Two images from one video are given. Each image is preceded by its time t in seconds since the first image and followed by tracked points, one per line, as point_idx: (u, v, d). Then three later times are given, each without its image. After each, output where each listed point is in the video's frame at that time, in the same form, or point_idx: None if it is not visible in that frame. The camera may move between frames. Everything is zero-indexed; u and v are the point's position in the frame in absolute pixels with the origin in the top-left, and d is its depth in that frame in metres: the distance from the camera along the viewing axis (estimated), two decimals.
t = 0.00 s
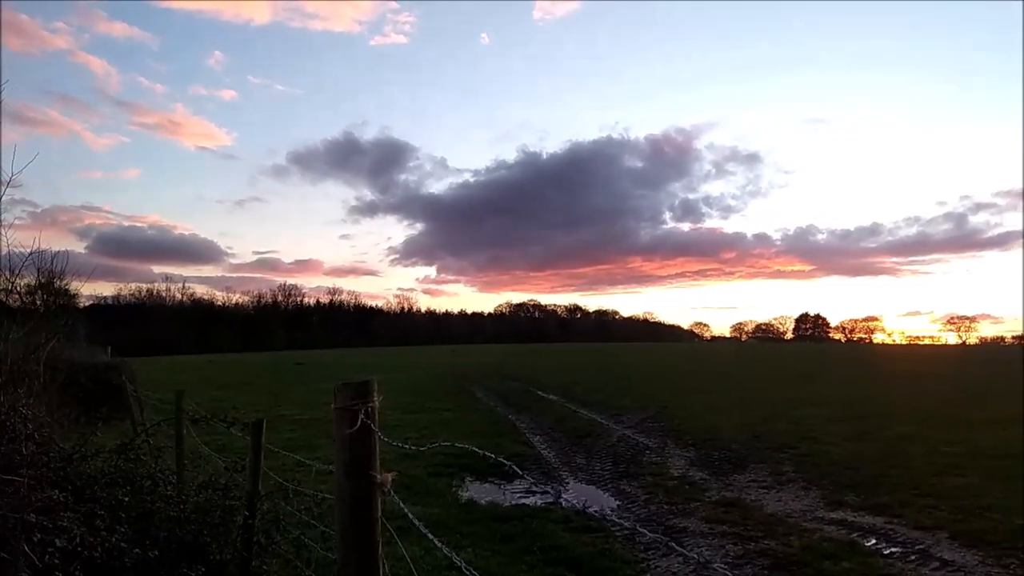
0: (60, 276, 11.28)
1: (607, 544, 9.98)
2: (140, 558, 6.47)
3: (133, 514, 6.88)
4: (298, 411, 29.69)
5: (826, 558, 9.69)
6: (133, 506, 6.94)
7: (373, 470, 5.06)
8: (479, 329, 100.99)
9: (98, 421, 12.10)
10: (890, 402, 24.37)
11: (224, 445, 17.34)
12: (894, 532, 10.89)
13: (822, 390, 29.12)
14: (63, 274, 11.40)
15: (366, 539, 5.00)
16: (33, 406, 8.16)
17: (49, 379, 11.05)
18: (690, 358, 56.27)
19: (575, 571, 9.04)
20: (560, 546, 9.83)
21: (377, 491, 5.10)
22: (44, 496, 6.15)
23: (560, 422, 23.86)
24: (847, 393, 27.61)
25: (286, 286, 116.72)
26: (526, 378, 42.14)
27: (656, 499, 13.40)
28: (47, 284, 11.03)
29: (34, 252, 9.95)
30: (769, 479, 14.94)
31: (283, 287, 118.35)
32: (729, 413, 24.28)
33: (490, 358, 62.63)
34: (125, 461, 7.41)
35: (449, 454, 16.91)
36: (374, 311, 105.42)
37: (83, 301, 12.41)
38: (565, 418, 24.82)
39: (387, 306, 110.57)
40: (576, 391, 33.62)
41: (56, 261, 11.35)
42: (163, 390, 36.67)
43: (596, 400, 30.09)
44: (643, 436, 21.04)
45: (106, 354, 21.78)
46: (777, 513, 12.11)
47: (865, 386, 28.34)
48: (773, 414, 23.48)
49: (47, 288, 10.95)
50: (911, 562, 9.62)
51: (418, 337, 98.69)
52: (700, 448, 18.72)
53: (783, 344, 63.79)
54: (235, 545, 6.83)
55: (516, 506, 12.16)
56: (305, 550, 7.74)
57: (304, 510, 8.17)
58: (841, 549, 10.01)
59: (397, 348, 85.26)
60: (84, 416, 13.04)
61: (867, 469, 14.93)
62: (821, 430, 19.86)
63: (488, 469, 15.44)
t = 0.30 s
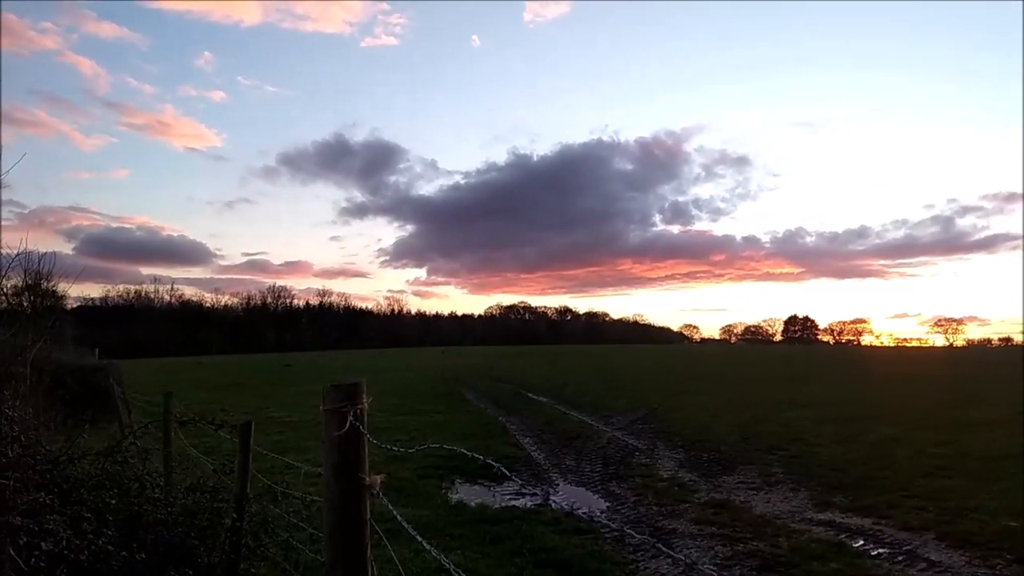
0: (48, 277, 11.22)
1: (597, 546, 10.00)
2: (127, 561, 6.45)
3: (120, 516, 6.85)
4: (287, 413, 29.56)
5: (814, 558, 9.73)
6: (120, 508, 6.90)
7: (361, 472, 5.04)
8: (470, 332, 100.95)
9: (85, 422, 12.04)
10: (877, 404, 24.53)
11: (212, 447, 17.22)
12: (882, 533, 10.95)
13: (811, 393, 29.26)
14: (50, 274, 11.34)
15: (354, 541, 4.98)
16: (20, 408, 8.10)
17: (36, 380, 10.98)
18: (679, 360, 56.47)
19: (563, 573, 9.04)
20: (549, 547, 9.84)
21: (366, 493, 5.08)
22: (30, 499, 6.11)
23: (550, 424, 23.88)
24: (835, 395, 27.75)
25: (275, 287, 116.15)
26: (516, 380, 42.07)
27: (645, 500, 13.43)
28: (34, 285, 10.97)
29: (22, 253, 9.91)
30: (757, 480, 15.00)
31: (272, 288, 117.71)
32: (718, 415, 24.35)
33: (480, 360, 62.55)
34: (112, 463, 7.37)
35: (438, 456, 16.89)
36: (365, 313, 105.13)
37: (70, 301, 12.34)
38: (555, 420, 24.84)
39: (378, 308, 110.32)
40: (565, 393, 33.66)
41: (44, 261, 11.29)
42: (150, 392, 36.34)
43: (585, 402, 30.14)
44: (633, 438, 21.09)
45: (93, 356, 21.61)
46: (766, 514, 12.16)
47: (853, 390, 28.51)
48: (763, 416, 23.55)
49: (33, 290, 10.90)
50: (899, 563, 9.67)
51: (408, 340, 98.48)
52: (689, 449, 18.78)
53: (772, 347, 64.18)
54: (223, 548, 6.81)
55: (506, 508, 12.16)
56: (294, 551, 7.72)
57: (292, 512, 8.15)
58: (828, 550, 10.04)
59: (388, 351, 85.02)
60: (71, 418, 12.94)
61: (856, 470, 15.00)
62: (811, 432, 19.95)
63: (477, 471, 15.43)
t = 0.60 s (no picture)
0: (34, 278, 11.12)
1: (586, 547, 10.00)
2: (113, 564, 6.39)
3: (106, 520, 6.77)
4: (276, 415, 29.36)
5: (802, 559, 9.75)
6: (106, 511, 6.84)
7: (348, 473, 5.03)
8: (461, 333, 100.82)
9: (70, 424, 11.91)
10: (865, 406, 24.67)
11: (199, 450, 17.07)
12: (870, 533, 11.00)
13: (799, 394, 29.38)
14: (35, 275, 11.22)
15: (342, 542, 4.96)
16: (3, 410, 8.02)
17: (21, 382, 10.87)
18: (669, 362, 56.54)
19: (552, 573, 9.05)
20: (538, 549, 9.83)
21: (353, 494, 5.06)
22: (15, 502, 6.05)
23: (540, 426, 23.84)
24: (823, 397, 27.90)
25: (263, 290, 115.49)
26: (507, 382, 41.98)
27: (634, 502, 13.43)
28: (19, 287, 10.86)
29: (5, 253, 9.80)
30: (747, 482, 15.02)
31: (261, 290, 116.97)
32: (707, 417, 24.40)
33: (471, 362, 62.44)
34: (98, 466, 7.30)
35: (427, 458, 16.82)
36: (355, 315, 104.79)
37: (56, 303, 12.21)
38: (545, 422, 24.80)
39: (368, 310, 109.97)
40: (556, 395, 33.63)
41: (30, 262, 11.17)
42: (136, 394, 35.97)
43: (576, 404, 30.13)
44: (623, 440, 21.10)
45: (79, 357, 21.42)
46: (754, 515, 12.19)
47: (841, 392, 28.66)
48: (752, 418, 23.57)
49: (20, 291, 10.84)
50: (886, 564, 9.72)
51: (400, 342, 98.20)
52: (678, 451, 18.81)
53: (761, 349, 64.55)
54: (209, 551, 6.77)
55: (495, 510, 12.14)
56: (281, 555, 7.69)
57: (280, 514, 8.12)
58: (817, 551, 10.08)
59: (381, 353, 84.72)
60: (56, 420, 12.79)
61: (844, 471, 15.06)
62: (799, 433, 20.00)
63: (467, 473, 15.38)
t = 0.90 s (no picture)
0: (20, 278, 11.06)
1: (574, 548, 10.01)
2: (98, 566, 6.36)
3: (92, 522, 6.74)
4: (264, 417, 29.25)
5: (789, 559, 9.79)
6: (92, 513, 6.80)
7: (336, 476, 5.03)
8: (451, 334, 100.74)
9: (55, 426, 11.83)
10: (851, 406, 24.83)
11: (186, 451, 16.98)
12: (856, 533, 11.07)
13: (788, 394, 29.51)
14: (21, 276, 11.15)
15: (330, 544, 4.96)
16: None
17: (5, 383, 10.80)
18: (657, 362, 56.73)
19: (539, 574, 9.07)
20: (526, 550, 9.84)
21: (340, 497, 5.06)
22: None
23: (529, 427, 23.86)
24: (810, 397, 28.06)
25: (251, 291, 114.92)
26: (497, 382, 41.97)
27: (623, 502, 13.47)
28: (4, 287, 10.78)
29: None
30: (734, 482, 15.07)
31: (249, 290, 116.36)
32: (695, 417, 24.50)
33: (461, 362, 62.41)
34: (84, 467, 7.28)
35: (415, 460, 16.80)
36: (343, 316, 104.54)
37: (41, 303, 12.13)
38: (534, 423, 24.83)
39: (358, 311, 109.68)
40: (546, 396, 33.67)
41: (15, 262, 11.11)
42: (124, 396, 35.73)
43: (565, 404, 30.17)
44: (612, 440, 21.15)
45: (66, 358, 21.26)
46: (741, 515, 12.24)
47: (829, 393, 28.84)
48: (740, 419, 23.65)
49: (5, 291, 10.79)
50: (872, 564, 9.78)
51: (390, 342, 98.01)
52: (667, 451, 18.88)
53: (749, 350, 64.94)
54: (196, 553, 6.74)
55: (483, 511, 12.14)
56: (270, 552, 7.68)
57: (267, 516, 8.09)
58: (803, 551, 10.12)
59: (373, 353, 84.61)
60: (41, 422, 12.70)
61: (830, 471, 15.13)
62: (786, 434, 20.08)
63: (454, 474, 15.37)
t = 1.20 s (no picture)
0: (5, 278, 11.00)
1: (561, 549, 10.03)
2: (82, 568, 6.31)
3: (76, 525, 6.65)
4: (250, 418, 29.12)
5: (774, 560, 9.85)
6: (76, 515, 6.73)
7: (322, 477, 5.02)
8: (441, 334, 100.67)
9: (37, 427, 11.73)
10: (836, 407, 25.04)
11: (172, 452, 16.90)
12: (841, 533, 11.15)
13: (776, 395, 29.70)
14: (5, 276, 11.08)
15: (317, 547, 4.95)
16: None
17: None
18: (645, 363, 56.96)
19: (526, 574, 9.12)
20: (513, 551, 9.85)
21: (326, 498, 5.04)
22: None
23: (517, 428, 23.89)
24: (797, 398, 28.25)
25: (239, 291, 114.24)
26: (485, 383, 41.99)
27: (611, 503, 13.51)
28: None
29: None
30: (721, 483, 15.14)
31: (236, 291, 115.75)
32: (682, 418, 24.60)
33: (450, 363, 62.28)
34: (68, 469, 7.24)
35: (403, 461, 16.80)
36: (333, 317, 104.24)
37: (26, 303, 12.02)
38: (521, 424, 24.87)
39: (347, 312, 109.40)
40: (535, 397, 33.73)
41: None
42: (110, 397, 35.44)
43: (554, 405, 30.25)
44: (600, 441, 21.22)
45: (51, 359, 21.07)
46: (728, 516, 12.31)
47: (817, 394, 29.05)
48: (726, 419, 23.79)
49: None
50: (857, 564, 9.84)
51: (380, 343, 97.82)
52: (654, 452, 18.96)
53: (737, 351, 65.38)
54: (182, 555, 6.69)
55: (471, 512, 12.14)
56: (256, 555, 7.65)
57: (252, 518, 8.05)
58: (789, 552, 10.18)
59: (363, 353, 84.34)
60: (24, 423, 12.59)
61: (816, 471, 15.25)
62: (772, 435, 20.22)
63: (442, 476, 15.37)
